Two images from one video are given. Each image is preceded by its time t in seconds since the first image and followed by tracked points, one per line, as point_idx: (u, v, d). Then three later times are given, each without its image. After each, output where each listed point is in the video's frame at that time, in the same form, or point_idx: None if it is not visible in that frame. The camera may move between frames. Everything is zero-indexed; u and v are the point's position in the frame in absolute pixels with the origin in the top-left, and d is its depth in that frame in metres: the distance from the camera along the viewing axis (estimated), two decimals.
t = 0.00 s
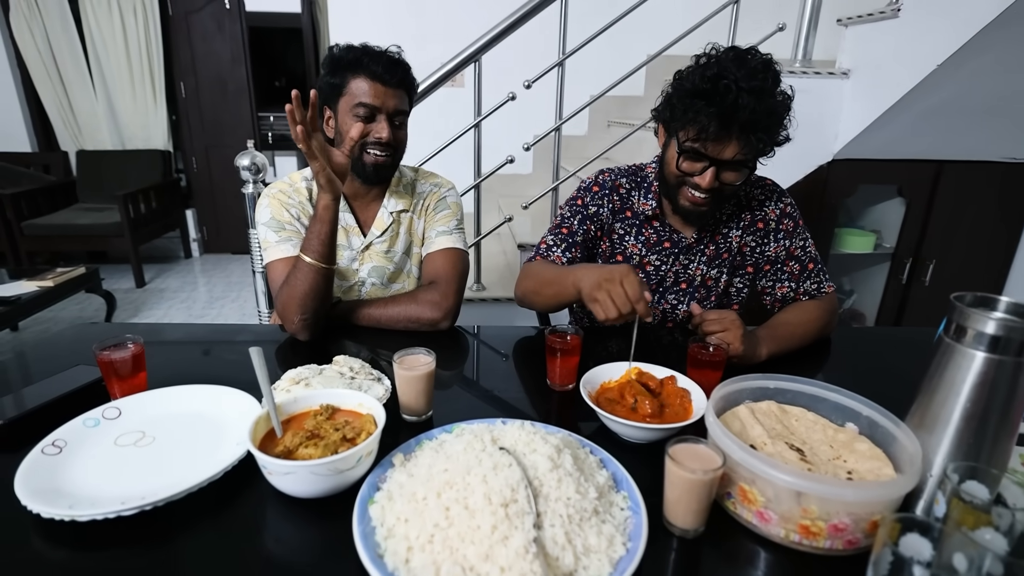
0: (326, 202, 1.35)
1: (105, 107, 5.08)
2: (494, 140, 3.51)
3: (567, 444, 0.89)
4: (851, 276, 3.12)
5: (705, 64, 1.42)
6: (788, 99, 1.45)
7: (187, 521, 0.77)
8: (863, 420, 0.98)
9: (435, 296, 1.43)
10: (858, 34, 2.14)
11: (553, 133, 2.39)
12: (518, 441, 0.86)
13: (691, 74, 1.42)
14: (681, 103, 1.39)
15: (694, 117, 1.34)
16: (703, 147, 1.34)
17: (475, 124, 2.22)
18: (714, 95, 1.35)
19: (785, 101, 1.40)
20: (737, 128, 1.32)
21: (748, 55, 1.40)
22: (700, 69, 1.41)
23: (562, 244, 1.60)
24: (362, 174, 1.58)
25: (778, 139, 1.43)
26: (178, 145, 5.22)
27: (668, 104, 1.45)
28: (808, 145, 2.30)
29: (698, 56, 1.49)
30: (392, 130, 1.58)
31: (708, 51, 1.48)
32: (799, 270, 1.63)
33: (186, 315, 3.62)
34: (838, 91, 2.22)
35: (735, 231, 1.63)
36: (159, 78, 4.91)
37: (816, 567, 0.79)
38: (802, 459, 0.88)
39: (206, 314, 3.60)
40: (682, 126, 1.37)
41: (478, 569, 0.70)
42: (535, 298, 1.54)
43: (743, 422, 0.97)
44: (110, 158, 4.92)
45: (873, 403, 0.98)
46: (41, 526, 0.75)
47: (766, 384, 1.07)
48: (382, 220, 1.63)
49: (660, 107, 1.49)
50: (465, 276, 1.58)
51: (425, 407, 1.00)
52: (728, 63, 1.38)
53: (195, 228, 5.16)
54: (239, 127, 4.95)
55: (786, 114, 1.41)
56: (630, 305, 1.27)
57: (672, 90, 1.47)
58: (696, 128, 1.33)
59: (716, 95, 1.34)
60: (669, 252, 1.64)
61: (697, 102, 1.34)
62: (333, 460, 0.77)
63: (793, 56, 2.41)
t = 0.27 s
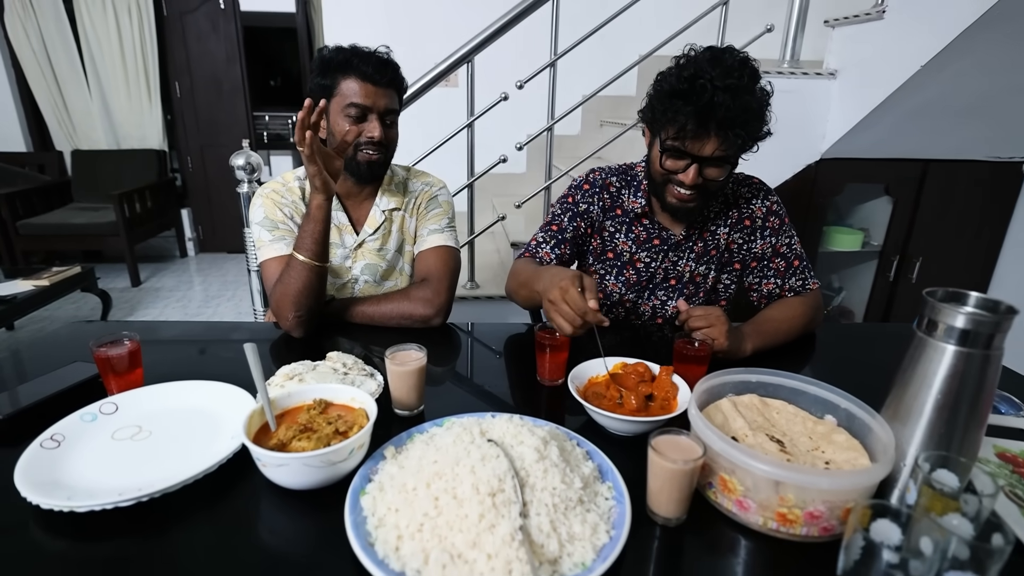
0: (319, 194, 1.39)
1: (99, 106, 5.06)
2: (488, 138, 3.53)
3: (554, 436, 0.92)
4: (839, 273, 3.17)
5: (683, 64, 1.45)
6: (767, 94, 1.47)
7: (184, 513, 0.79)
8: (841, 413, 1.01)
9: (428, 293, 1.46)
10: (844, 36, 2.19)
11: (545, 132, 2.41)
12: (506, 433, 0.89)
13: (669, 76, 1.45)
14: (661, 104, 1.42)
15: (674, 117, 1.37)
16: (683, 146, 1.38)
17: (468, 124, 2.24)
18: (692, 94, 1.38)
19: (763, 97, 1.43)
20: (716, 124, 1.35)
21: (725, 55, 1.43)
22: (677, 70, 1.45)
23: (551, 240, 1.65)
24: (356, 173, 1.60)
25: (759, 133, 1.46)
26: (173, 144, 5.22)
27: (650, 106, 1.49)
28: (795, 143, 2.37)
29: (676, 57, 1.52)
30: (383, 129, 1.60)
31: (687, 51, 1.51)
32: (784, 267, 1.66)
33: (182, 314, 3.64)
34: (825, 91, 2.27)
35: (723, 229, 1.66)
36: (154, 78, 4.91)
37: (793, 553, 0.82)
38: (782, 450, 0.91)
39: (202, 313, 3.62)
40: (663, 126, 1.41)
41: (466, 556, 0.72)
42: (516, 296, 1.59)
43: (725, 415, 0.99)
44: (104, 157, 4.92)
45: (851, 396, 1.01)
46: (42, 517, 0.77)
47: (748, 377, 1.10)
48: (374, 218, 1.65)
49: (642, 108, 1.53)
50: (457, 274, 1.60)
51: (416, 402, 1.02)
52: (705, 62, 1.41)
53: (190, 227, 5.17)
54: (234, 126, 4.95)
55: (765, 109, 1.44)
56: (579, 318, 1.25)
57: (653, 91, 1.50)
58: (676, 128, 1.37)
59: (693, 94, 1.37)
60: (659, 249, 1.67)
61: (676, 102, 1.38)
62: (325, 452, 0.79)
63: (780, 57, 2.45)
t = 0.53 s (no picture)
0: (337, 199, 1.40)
1: (104, 103, 5.12)
2: (484, 137, 3.57)
3: (540, 425, 0.94)
4: (835, 274, 3.23)
5: (678, 59, 1.49)
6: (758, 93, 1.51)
7: (182, 493, 0.82)
8: (823, 406, 1.03)
9: (422, 288, 1.49)
10: (840, 37, 2.27)
11: (541, 131, 2.44)
12: (494, 421, 0.92)
13: (664, 71, 1.49)
14: (655, 97, 1.45)
15: (667, 107, 1.41)
16: (676, 136, 1.41)
17: (465, 123, 2.27)
18: (685, 87, 1.41)
19: (754, 94, 1.46)
20: (707, 116, 1.38)
21: (719, 53, 1.47)
22: (671, 65, 1.48)
23: (543, 234, 1.67)
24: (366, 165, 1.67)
25: (750, 130, 1.49)
26: (176, 142, 5.28)
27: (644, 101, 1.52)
28: (790, 143, 2.41)
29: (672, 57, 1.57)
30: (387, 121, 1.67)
31: (683, 49, 1.55)
32: (773, 264, 1.69)
33: (182, 309, 3.69)
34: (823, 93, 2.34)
35: (713, 226, 1.69)
36: (158, 76, 4.96)
37: (770, 540, 0.84)
38: (763, 442, 0.93)
39: (202, 308, 3.66)
40: (657, 118, 1.44)
41: (451, 537, 0.75)
42: (507, 287, 1.63)
43: (709, 407, 1.02)
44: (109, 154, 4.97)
45: (833, 390, 1.03)
46: (45, 496, 0.80)
47: (732, 371, 1.13)
48: (369, 213, 1.69)
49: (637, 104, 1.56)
50: (451, 271, 1.63)
51: (408, 392, 1.05)
52: (698, 59, 1.46)
53: (192, 223, 5.22)
54: (236, 123, 5.00)
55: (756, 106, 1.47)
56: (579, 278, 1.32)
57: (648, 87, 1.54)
58: (669, 118, 1.40)
59: (687, 86, 1.40)
60: (650, 245, 1.70)
61: (670, 94, 1.41)
62: (318, 437, 0.82)
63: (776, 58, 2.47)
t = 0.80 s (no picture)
0: (380, 225, 1.42)
1: (117, 96, 5.20)
2: (489, 135, 3.59)
3: (534, 416, 0.97)
4: (840, 277, 3.24)
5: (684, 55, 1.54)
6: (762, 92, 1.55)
7: (186, 474, 0.85)
8: (813, 404, 1.05)
9: (426, 282, 1.55)
10: (848, 39, 2.24)
11: (545, 130, 2.46)
12: (489, 411, 0.94)
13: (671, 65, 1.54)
14: (660, 89, 1.50)
15: (671, 97, 1.45)
16: (678, 126, 1.44)
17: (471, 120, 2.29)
18: (690, 78, 1.45)
19: (758, 90, 1.50)
20: (709, 106, 1.42)
21: (725, 50, 1.51)
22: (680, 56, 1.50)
23: (552, 227, 1.72)
24: (385, 163, 1.74)
25: (752, 126, 1.52)
26: (187, 135, 5.34)
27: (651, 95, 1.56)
28: (794, 144, 2.41)
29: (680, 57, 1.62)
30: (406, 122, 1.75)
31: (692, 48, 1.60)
32: (772, 262, 1.70)
33: (191, 299, 3.75)
34: (828, 95, 2.33)
35: (715, 224, 1.71)
36: (170, 70, 5.02)
37: (757, 533, 0.86)
38: (753, 437, 0.95)
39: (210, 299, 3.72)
40: (661, 108, 1.47)
41: (444, 521, 0.77)
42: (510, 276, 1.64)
43: (701, 403, 1.04)
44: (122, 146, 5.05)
45: (823, 388, 1.05)
46: (55, 473, 0.83)
47: (725, 368, 1.15)
48: (380, 207, 1.81)
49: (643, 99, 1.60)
50: (454, 263, 1.68)
51: (408, 382, 1.08)
52: (704, 53, 1.50)
53: (201, 216, 5.28)
54: (246, 118, 5.05)
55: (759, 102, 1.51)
56: (568, 309, 1.28)
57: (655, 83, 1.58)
58: (672, 108, 1.44)
59: (691, 76, 1.44)
60: (653, 241, 1.71)
61: (674, 84, 1.46)
62: (318, 422, 0.85)
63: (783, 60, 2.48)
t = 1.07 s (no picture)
0: (393, 230, 1.44)
1: (125, 91, 5.24)
2: (494, 133, 3.61)
3: (528, 410, 0.98)
4: (841, 279, 3.24)
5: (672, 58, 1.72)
6: (748, 86, 1.65)
7: (186, 462, 0.87)
8: (804, 401, 1.06)
9: (428, 279, 1.60)
10: (853, 42, 2.26)
11: (550, 129, 2.47)
12: (483, 405, 0.96)
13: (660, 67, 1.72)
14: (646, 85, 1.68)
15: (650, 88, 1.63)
16: (655, 110, 1.60)
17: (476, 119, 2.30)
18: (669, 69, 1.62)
19: (739, 81, 1.60)
20: (680, 89, 1.56)
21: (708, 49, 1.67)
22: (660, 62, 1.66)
23: (559, 219, 1.72)
24: (394, 163, 1.77)
25: (735, 114, 1.61)
26: (194, 131, 5.38)
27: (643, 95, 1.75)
28: (797, 145, 2.42)
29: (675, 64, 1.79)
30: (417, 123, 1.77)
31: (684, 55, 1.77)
32: (771, 262, 1.70)
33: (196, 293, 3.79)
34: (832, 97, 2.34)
35: (715, 222, 1.74)
36: (179, 65, 5.05)
37: (746, 527, 0.87)
38: (744, 433, 0.97)
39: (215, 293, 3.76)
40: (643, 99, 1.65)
41: (437, 510, 0.78)
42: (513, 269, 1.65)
43: (694, 400, 1.05)
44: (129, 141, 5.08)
45: (815, 386, 1.06)
46: (58, 459, 0.85)
47: (719, 365, 1.17)
48: (387, 203, 1.84)
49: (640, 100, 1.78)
50: (457, 261, 1.71)
51: (405, 375, 1.10)
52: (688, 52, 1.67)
53: (208, 211, 5.32)
54: (253, 114, 5.07)
55: (740, 91, 1.61)
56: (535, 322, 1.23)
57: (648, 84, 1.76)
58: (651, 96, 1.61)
59: (669, 68, 1.61)
60: (655, 236, 1.74)
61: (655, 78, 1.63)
62: (315, 412, 0.87)
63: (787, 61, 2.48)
